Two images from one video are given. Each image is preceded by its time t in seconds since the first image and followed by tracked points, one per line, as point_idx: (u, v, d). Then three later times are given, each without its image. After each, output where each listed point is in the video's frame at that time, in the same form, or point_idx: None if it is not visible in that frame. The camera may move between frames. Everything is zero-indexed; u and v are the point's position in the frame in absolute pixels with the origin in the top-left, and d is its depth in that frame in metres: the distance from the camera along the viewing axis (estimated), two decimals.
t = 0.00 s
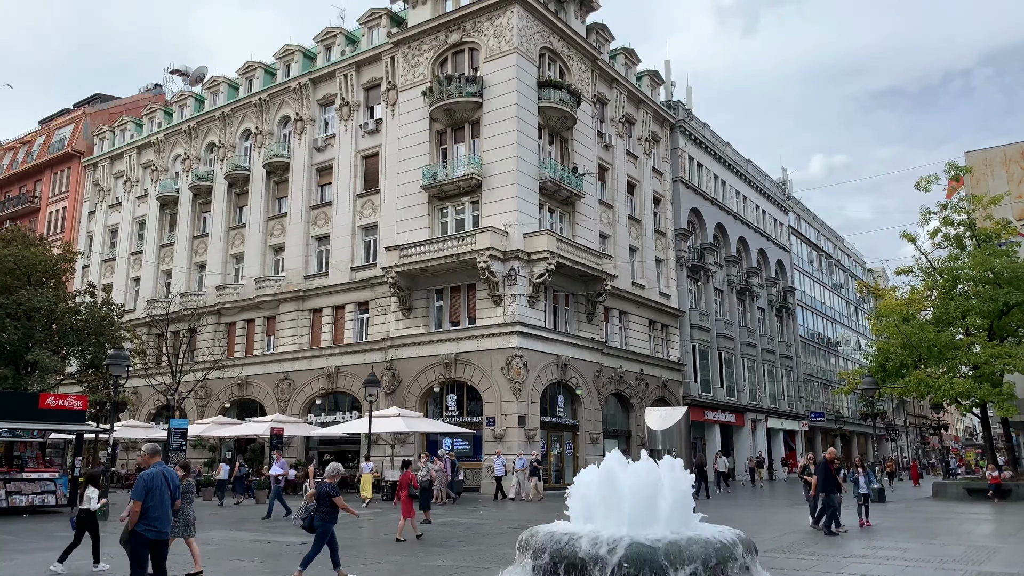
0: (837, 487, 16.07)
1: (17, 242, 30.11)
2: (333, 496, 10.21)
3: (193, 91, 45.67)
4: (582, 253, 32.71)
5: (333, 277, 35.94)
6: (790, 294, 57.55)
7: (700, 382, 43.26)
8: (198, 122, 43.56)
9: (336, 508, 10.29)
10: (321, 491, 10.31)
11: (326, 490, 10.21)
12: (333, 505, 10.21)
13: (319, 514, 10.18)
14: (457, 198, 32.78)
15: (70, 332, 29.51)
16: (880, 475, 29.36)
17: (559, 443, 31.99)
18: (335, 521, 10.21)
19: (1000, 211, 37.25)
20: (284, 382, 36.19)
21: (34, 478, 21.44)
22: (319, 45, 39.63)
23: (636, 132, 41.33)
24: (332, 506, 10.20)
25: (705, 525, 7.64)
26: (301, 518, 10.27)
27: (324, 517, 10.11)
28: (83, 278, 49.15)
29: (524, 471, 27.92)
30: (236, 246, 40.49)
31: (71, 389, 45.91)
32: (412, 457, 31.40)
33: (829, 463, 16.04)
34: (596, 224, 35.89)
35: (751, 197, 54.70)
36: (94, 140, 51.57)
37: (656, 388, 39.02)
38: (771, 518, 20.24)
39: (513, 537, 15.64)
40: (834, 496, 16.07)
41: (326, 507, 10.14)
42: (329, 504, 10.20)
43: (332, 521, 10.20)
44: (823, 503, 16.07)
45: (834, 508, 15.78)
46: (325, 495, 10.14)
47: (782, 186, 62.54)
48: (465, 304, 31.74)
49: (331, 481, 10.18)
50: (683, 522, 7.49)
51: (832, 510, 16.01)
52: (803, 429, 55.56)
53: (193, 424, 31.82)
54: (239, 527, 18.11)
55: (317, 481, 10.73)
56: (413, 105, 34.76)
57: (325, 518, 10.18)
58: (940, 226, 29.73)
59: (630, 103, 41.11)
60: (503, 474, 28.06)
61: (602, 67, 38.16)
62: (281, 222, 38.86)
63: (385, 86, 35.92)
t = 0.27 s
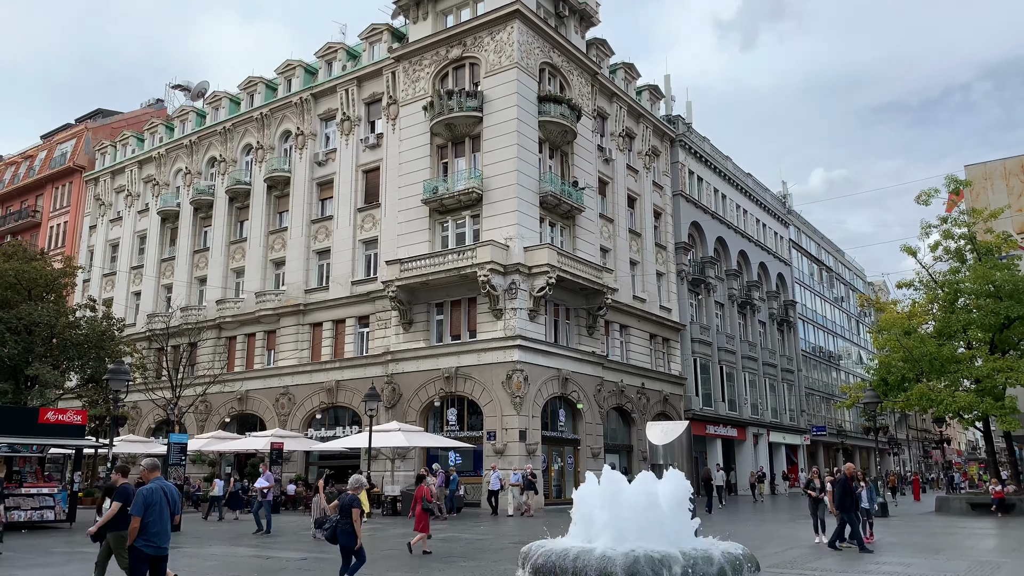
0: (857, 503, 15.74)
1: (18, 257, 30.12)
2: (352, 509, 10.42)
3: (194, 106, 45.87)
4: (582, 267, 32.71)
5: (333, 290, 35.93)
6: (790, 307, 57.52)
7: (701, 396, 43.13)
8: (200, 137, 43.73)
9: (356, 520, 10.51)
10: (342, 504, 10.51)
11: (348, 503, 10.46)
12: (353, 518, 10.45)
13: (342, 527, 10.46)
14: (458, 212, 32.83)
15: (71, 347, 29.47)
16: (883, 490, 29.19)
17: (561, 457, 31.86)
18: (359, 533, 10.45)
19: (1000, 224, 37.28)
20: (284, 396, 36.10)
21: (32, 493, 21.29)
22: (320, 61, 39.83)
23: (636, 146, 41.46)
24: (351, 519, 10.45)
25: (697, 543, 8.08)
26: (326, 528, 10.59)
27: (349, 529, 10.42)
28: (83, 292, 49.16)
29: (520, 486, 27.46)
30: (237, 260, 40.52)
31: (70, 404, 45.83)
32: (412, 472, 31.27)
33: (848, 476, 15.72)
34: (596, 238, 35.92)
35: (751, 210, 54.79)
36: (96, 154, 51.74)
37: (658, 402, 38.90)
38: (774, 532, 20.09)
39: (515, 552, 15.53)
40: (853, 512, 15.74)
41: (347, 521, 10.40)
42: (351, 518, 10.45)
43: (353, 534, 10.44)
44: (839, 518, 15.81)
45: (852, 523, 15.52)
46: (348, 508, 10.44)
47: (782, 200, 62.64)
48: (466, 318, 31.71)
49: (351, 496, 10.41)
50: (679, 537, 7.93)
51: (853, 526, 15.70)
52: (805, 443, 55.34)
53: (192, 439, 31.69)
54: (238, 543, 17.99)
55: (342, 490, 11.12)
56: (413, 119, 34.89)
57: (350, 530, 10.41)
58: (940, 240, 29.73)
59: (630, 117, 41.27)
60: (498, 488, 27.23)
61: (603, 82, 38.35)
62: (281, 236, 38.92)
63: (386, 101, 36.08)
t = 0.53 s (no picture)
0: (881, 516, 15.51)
1: (18, 270, 30.16)
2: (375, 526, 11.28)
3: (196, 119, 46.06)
4: (582, 279, 32.70)
5: (334, 303, 35.93)
6: (791, 320, 57.48)
7: (702, 409, 43.01)
8: (201, 150, 43.89)
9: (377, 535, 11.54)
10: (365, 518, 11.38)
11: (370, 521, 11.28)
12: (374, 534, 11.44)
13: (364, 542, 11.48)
14: (458, 224, 32.87)
15: (71, 360, 29.44)
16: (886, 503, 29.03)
17: (562, 471, 31.73)
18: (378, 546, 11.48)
19: (1000, 236, 37.30)
20: (284, 410, 36.01)
21: (31, 507, 21.17)
22: (321, 74, 40.01)
23: (636, 159, 41.57)
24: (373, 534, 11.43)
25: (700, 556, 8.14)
26: (349, 540, 11.84)
27: (370, 544, 11.45)
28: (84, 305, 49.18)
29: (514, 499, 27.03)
30: (237, 273, 40.54)
31: (70, 417, 45.73)
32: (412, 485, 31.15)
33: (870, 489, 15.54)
34: (596, 250, 35.94)
35: (751, 223, 54.87)
36: (97, 168, 51.93)
37: (658, 415, 38.80)
38: (776, 547, 19.96)
39: (515, 567, 15.46)
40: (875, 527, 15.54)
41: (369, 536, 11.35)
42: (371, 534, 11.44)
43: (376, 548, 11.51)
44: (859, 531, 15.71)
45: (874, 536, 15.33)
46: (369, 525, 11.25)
47: (782, 212, 62.74)
48: (466, 331, 31.68)
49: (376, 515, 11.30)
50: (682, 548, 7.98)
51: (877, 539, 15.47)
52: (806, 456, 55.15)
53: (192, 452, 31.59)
54: (237, 558, 17.89)
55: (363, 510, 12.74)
56: (414, 133, 35.01)
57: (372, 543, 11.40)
58: (940, 252, 29.73)
59: (630, 130, 41.42)
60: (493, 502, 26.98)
61: (602, 95, 38.51)
62: (282, 249, 38.97)
63: (387, 115, 36.22)
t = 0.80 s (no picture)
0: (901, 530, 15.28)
1: (19, 280, 30.19)
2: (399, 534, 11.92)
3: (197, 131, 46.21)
4: (582, 290, 32.70)
5: (334, 314, 35.92)
6: (791, 331, 57.42)
7: (703, 421, 42.89)
8: (202, 161, 44.01)
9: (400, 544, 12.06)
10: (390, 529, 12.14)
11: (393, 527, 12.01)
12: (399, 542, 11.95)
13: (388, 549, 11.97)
14: (459, 235, 32.90)
15: (71, 371, 29.42)
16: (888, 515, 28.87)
17: (562, 483, 31.60)
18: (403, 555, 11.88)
19: (1001, 248, 37.30)
20: (284, 421, 35.93)
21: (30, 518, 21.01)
22: (322, 86, 40.18)
23: (636, 171, 41.66)
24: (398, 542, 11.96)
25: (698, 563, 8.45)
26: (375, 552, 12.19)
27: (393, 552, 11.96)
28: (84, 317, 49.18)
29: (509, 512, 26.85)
30: (238, 284, 40.56)
31: (70, 429, 45.64)
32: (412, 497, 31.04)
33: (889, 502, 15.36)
34: (597, 261, 35.96)
35: (751, 234, 54.91)
36: (99, 180, 52.07)
37: (659, 427, 38.70)
38: (778, 559, 19.83)
39: None
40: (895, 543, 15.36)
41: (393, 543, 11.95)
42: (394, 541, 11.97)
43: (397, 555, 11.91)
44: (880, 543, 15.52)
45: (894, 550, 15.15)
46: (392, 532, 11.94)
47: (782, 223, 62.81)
48: (467, 342, 31.65)
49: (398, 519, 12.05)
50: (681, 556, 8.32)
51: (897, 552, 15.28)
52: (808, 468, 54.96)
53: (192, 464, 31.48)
54: (236, 570, 17.79)
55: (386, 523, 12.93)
56: (415, 144, 35.11)
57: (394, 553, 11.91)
58: (941, 263, 29.72)
59: (630, 142, 41.52)
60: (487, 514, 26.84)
61: (602, 107, 38.64)
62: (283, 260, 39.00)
63: (388, 126, 36.34)
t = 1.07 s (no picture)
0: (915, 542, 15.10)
1: (20, 292, 30.23)
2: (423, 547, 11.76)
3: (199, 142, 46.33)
4: (583, 301, 32.68)
5: (335, 325, 35.90)
6: (792, 342, 57.33)
7: (704, 432, 42.73)
8: (204, 173, 44.12)
9: (424, 559, 11.74)
10: (413, 542, 11.78)
11: (418, 543, 11.79)
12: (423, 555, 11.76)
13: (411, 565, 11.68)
14: (460, 247, 32.92)
15: (71, 382, 29.40)
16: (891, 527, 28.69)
17: (563, 495, 31.47)
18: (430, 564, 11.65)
19: (1002, 259, 37.27)
20: (284, 433, 35.84)
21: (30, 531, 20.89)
22: (324, 98, 40.32)
23: (637, 182, 41.72)
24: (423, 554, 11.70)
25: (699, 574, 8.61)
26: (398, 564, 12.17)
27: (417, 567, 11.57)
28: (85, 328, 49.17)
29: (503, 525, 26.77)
30: (239, 295, 40.56)
31: (70, 440, 45.53)
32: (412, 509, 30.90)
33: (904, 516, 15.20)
34: (597, 272, 35.96)
35: (752, 245, 54.91)
36: (101, 191, 52.19)
37: (661, 438, 38.57)
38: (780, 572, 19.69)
39: None
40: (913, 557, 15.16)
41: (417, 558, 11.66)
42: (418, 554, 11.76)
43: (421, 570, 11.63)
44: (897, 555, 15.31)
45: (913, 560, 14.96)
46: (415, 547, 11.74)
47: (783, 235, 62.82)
48: (467, 353, 31.60)
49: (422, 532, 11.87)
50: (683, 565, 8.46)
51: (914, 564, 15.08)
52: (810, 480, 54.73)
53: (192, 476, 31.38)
54: None
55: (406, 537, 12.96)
56: (416, 156, 35.20)
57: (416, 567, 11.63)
58: (942, 274, 29.69)
59: (631, 153, 41.60)
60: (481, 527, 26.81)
61: (603, 118, 38.74)
62: (284, 271, 39.02)
63: (389, 138, 36.44)
